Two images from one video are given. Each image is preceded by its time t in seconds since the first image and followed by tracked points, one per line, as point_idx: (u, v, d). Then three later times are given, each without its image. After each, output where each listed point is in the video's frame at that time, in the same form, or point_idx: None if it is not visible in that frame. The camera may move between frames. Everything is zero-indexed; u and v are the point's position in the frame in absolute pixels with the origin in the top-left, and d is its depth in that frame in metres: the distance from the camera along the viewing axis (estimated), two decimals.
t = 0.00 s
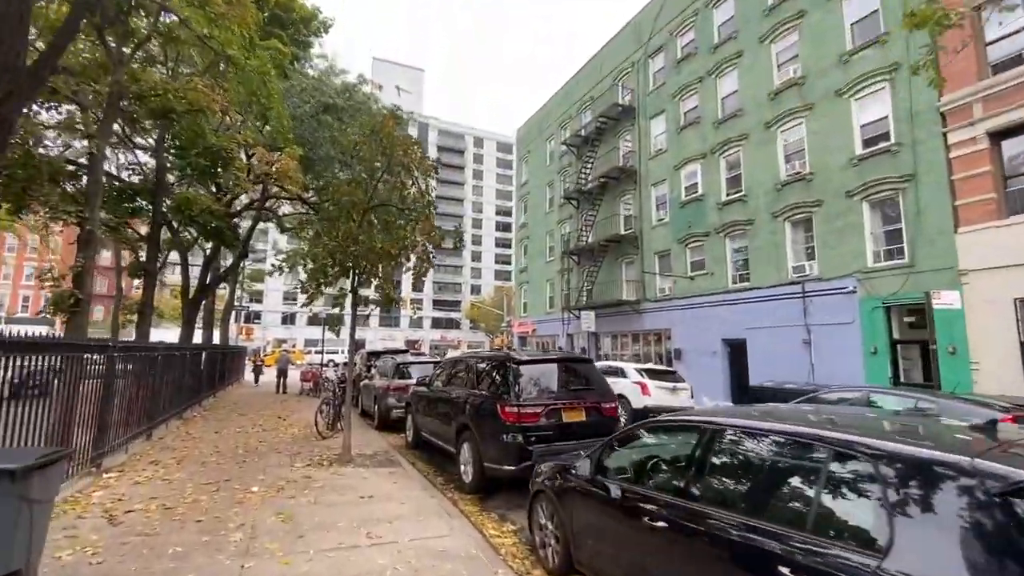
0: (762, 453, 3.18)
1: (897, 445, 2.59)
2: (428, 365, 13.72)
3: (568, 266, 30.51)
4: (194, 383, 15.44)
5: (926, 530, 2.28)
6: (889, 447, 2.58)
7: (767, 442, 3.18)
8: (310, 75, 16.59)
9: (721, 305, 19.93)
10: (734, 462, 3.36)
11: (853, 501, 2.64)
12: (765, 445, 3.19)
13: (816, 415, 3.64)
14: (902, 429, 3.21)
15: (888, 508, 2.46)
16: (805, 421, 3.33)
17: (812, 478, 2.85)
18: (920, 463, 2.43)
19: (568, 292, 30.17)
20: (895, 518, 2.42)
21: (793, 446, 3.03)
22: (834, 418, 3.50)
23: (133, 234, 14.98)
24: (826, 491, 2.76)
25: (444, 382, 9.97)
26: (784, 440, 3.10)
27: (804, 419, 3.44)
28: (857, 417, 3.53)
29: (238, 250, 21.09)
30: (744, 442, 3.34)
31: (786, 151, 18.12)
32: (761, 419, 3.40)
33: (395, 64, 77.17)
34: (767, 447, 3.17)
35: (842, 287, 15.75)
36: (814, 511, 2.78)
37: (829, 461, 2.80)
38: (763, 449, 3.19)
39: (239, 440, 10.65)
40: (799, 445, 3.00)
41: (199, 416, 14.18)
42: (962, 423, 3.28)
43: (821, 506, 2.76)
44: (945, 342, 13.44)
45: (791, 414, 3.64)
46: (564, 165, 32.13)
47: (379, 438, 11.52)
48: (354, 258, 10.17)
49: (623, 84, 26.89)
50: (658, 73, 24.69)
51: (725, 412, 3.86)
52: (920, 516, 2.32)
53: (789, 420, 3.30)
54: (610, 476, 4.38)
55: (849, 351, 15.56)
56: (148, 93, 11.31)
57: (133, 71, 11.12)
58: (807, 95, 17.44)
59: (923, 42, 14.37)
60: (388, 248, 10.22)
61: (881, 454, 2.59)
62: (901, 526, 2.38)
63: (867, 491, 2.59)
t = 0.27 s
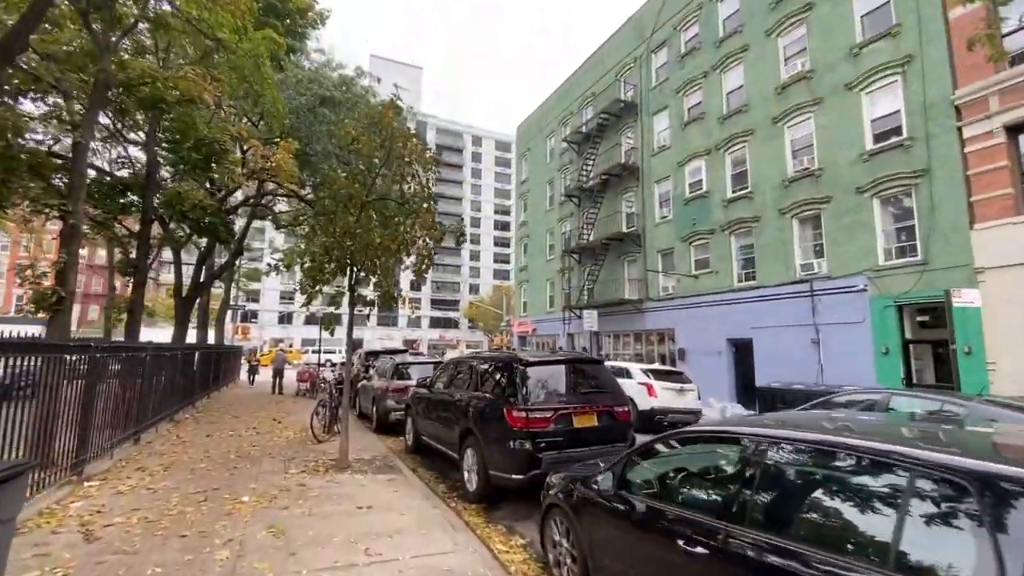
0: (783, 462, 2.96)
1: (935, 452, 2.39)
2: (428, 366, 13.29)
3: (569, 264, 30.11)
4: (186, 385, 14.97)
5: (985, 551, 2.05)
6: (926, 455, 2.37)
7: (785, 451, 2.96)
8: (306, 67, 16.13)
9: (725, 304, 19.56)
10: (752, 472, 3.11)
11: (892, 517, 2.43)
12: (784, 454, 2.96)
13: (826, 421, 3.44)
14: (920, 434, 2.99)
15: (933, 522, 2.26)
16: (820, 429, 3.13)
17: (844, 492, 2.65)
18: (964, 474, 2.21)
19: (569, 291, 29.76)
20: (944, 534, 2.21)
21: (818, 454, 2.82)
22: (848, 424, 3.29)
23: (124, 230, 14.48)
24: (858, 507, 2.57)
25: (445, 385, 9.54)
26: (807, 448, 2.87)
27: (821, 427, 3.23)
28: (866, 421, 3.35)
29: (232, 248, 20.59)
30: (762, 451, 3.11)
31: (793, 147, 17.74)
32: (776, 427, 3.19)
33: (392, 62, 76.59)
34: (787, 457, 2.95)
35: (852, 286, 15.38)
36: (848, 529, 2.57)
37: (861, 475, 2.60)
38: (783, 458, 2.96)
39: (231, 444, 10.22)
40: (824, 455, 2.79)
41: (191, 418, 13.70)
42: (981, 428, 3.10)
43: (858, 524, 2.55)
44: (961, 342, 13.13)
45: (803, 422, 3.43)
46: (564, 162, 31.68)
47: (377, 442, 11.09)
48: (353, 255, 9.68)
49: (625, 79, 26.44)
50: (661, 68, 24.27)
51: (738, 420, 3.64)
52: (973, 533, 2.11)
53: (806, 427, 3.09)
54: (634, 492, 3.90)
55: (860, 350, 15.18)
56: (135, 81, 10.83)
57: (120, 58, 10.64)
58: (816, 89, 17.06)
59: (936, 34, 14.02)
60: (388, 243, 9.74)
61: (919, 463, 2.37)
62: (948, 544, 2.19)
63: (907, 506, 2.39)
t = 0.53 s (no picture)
0: (800, 463, 2.69)
1: (972, 450, 2.15)
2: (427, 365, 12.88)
3: (569, 262, 29.74)
4: (177, 385, 14.51)
5: None
6: (961, 454, 2.13)
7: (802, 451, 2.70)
8: (301, 58, 15.70)
9: (730, 302, 19.19)
10: (767, 477, 2.87)
11: (924, 523, 2.19)
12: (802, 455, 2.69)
13: (837, 424, 3.18)
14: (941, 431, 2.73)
15: (972, 528, 2.02)
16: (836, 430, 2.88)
17: (866, 495, 2.40)
18: (1008, 474, 1.97)
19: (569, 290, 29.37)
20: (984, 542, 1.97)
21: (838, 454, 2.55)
22: (864, 424, 3.04)
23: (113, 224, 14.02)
24: (884, 511, 2.32)
25: (445, 384, 9.11)
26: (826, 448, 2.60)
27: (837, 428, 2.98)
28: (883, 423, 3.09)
29: (226, 245, 20.13)
30: (778, 452, 2.84)
31: (800, 141, 17.37)
32: (790, 428, 2.94)
33: (390, 60, 76.19)
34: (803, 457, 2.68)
35: (862, 283, 15.02)
36: (871, 535, 2.32)
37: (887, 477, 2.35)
38: (800, 459, 2.69)
39: (222, 446, 9.78)
40: (844, 456, 2.53)
41: (182, 419, 13.25)
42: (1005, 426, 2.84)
43: (882, 531, 2.30)
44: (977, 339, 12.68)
45: (816, 424, 3.17)
46: (565, 159, 31.25)
47: (374, 443, 10.66)
48: (349, 249, 9.16)
49: (627, 74, 26.03)
50: (663, 63, 23.89)
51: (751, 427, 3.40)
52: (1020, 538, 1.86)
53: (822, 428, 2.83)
54: (661, 502, 3.46)
55: (869, 349, 14.82)
56: (122, 66, 10.40)
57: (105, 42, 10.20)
58: (823, 81, 16.68)
59: (949, 24, 13.69)
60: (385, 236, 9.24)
61: (955, 463, 2.14)
62: (989, 551, 1.95)
63: (940, 511, 2.15)
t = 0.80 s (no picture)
0: (828, 484, 2.53)
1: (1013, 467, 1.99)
2: (426, 366, 12.42)
3: (570, 262, 29.36)
4: (167, 387, 13.99)
5: None
6: (1004, 472, 1.98)
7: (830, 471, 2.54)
8: (298, 50, 15.25)
9: (738, 302, 18.78)
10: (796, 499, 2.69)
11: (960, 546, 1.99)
12: (831, 475, 2.53)
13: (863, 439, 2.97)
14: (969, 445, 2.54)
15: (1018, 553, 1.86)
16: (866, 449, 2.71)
17: (896, 514, 2.19)
18: None
19: (570, 289, 28.96)
20: None
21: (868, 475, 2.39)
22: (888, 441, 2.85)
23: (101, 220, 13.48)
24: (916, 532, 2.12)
25: (447, 388, 8.64)
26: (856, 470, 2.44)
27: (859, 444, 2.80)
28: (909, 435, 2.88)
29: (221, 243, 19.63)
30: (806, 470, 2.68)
31: (809, 137, 16.95)
32: (818, 448, 2.80)
33: (389, 59, 75.74)
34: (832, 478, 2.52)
35: (874, 282, 14.65)
36: (899, 557, 2.12)
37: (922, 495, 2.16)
38: (829, 480, 2.53)
39: (212, 453, 9.29)
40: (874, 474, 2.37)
41: (172, 423, 12.72)
42: None
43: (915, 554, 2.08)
44: (998, 339, 12.27)
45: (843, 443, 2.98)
46: (566, 156, 30.77)
47: (371, 449, 10.19)
48: (346, 246, 8.57)
49: (630, 69, 25.56)
50: (667, 58, 23.46)
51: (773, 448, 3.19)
52: None
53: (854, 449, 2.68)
54: (708, 532, 2.98)
55: (882, 349, 14.42)
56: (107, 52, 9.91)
57: (91, 27, 9.72)
58: (834, 75, 16.27)
59: (967, 15, 13.28)
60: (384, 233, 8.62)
61: (998, 481, 1.98)
62: None
63: (980, 534, 1.97)
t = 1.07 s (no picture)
0: (854, 493, 2.38)
1: None
2: (427, 365, 11.97)
3: (572, 260, 28.96)
4: (159, 387, 13.49)
5: None
6: None
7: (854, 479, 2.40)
8: (295, 39, 14.77)
9: (746, 300, 18.35)
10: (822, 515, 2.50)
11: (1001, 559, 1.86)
12: (857, 483, 2.39)
13: (884, 448, 2.82)
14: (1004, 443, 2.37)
15: None
16: (889, 459, 2.57)
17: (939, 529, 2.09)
18: None
19: (572, 288, 28.57)
20: None
21: (899, 486, 2.26)
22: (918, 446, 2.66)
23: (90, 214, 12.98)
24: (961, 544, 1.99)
25: (451, 389, 8.19)
26: (883, 480, 2.31)
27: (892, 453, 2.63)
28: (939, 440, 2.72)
29: (216, 239, 19.15)
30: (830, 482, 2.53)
31: (820, 131, 16.56)
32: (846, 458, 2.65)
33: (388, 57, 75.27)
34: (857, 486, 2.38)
35: (889, 279, 14.24)
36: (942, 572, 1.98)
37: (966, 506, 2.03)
38: (854, 488, 2.39)
39: (203, 457, 8.83)
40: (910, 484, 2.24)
41: (163, 425, 12.22)
42: None
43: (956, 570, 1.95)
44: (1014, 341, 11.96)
45: (863, 454, 2.83)
46: (568, 153, 30.33)
47: (371, 452, 9.74)
48: (344, 238, 8.06)
49: (633, 64, 25.13)
50: (672, 52, 23.06)
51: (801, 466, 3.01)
52: None
53: (877, 460, 2.54)
54: (767, 553, 2.59)
55: (896, 348, 14.03)
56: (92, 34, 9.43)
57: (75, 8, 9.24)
58: (845, 67, 15.88)
59: (986, 4, 12.91)
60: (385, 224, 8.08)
61: None
62: None
63: None
